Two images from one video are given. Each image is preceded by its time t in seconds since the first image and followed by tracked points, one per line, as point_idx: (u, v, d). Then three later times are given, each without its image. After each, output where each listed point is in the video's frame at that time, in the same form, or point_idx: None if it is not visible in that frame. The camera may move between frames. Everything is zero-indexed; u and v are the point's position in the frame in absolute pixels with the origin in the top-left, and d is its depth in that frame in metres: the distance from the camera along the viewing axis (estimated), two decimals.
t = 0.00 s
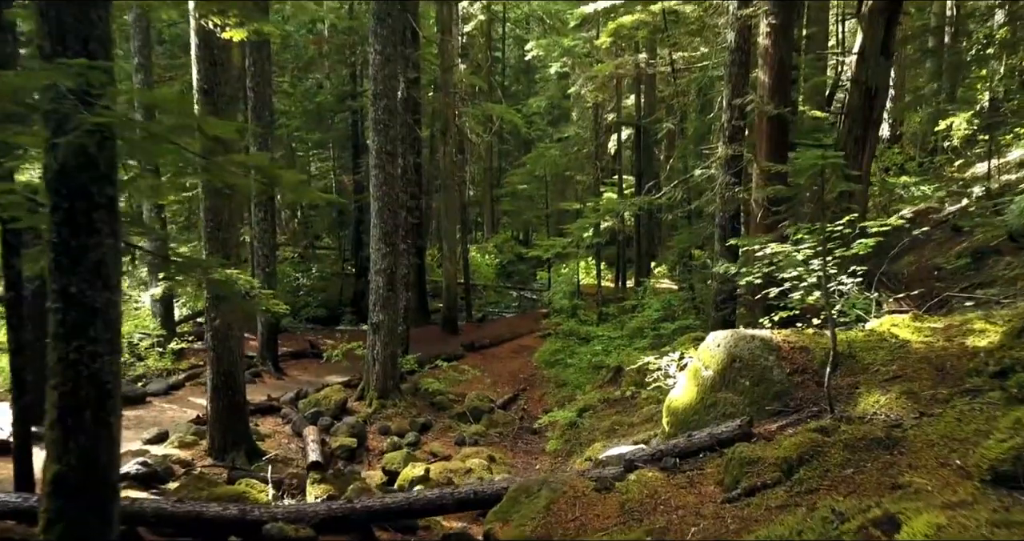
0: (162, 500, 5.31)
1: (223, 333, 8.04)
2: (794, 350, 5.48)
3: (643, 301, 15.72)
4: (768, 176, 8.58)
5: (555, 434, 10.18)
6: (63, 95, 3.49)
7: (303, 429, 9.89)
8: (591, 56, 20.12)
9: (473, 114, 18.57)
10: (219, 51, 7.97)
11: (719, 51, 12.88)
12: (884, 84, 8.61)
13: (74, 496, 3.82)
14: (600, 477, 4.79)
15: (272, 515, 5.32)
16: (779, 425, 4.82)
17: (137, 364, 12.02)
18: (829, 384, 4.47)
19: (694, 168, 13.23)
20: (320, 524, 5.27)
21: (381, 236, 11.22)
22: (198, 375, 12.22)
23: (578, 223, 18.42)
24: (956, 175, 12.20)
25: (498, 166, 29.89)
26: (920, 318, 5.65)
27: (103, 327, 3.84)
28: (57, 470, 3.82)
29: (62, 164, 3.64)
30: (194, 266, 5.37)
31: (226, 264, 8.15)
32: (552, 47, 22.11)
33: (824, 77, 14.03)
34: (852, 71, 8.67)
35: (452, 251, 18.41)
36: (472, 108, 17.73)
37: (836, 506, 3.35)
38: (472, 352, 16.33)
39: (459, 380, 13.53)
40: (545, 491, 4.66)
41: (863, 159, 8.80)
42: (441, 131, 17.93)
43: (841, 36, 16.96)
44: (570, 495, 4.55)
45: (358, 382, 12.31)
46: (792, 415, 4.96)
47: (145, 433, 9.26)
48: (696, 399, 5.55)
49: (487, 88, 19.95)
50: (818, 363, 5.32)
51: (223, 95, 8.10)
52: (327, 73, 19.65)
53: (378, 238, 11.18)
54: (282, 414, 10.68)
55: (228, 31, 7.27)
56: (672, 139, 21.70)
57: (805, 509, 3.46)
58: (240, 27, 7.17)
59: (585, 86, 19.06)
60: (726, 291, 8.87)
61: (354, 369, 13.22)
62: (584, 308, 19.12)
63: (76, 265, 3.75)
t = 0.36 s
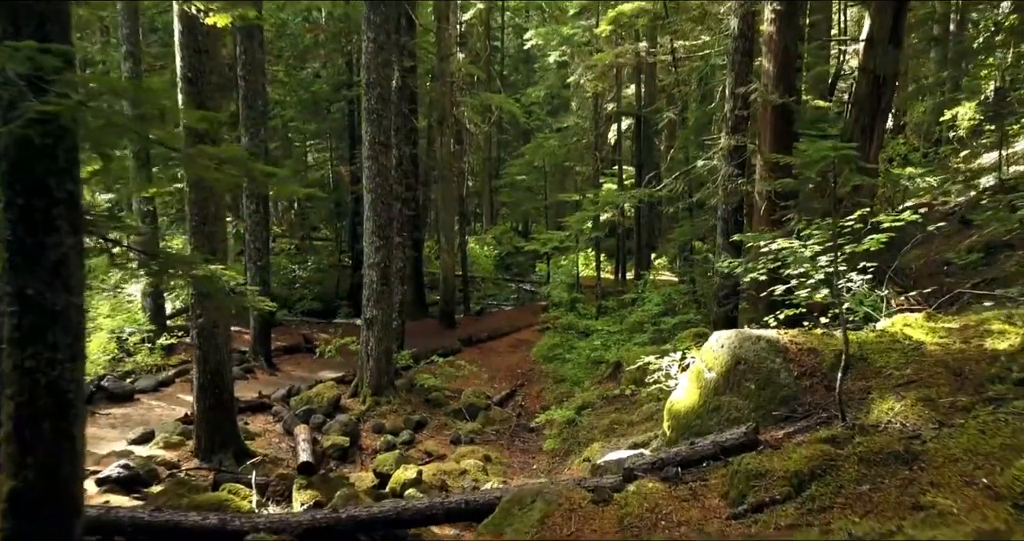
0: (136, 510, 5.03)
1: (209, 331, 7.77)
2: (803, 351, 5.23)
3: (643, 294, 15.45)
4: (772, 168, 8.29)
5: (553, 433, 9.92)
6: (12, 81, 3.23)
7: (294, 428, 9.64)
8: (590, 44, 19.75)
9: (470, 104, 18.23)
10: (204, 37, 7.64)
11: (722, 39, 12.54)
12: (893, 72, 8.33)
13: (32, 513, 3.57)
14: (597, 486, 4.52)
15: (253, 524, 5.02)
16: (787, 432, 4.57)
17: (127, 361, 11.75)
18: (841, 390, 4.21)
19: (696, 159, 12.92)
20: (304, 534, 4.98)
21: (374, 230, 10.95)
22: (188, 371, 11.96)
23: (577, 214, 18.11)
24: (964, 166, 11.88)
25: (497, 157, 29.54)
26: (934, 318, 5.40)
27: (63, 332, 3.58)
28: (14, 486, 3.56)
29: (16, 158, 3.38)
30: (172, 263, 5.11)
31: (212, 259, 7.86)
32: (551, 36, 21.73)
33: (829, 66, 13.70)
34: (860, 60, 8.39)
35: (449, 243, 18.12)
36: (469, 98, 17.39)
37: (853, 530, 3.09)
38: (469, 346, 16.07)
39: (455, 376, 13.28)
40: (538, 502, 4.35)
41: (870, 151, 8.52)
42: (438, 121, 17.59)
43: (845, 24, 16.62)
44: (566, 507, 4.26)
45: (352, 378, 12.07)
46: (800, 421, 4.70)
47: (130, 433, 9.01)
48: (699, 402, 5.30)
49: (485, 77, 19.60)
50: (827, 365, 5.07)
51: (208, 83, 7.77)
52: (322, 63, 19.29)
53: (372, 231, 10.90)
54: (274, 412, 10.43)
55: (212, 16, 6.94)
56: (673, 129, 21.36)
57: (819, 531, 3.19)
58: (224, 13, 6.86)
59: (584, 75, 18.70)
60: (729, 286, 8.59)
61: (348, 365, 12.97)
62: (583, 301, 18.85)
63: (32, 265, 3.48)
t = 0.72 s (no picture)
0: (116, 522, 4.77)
1: (197, 330, 7.54)
2: (810, 354, 5.00)
3: (643, 289, 15.22)
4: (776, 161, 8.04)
5: (551, 432, 9.69)
6: None
7: (286, 428, 9.41)
8: (590, 34, 19.42)
9: (469, 96, 17.92)
10: (188, 25, 7.34)
11: (725, 28, 12.25)
12: (901, 62, 8.09)
13: None
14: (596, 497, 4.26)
15: (235, 535, 4.66)
16: (794, 441, 4.33)
17: (117, 358, 11.56)
18: (854, 397, 3.98)
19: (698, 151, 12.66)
20: None
21: (368, 224, 10.69)
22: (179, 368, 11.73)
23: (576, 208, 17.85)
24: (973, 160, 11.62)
25: (496, 149, 29.24)
26: (946, 320, 5.18)
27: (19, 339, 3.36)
28: None
29: None
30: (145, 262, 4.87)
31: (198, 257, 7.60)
32: (551, 26, 21.38)
33: (834, 56, 13.40)
34: (869, 50, 8.14)
35: (446, 237, 17.85)
36: (467, 90, 17.09)
37: None
38: (466, 342, 15.85)
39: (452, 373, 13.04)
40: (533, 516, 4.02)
41: (878, 143, 8.27)
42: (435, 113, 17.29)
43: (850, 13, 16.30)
44: (566, 517, 3.94)
45: (346, 376, 11.84)
46: (809, 429, 4.48)
47: (117, 434, 8.79)
48: (702, 406, 5.07)
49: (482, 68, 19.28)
50: (836, 370, 4.84)
51: (193, 74, 7.47)
52: (317, 53, 18.97)
53: (366, 226, 10.65)
54: (266, 411, 10.20)
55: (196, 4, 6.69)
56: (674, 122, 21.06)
57: None
58: (207, 1, 6.57)
59: (584, 67, 18.39)
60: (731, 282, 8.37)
61: (342, 362, 12.75)
62: (582, 295, 18.61)
63: None
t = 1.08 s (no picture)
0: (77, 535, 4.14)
1: (182, 329, 7.31)
2: (820, 360, 4.76)
3: (643, 284, 14.95)
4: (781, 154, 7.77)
5: (550, 432, 9.45)
6: None
7: (278, 428, 9.18)
8: (591, 25, 19.08)
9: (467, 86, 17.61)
10: (171, 13, 7.09)
11: (728, 17, 11.95)
12: (911, 52, 7.81)
13: None
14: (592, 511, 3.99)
15: None
16: (804, 453, 4.10)
17: (106, 355, 11.41)
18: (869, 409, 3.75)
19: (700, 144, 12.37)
20: None
21: (361, 218, 10.43)
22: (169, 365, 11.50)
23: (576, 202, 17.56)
24: (983, 152, 11.31)
25: (495, 141, 28.91)
26: (963, 323, 4.95)
27: None
28: None
29: None
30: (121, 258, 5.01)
31: (183, 254, 7.37)
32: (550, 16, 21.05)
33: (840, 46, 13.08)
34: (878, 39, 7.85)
35: (444, 230, 17.58)
36: (465, 80, 16.78)
37: None
38: (464, 337, 15.60)
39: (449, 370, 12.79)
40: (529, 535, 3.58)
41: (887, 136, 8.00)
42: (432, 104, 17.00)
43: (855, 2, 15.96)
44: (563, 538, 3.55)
45: (340, 373, 11.61)
46: (819, 439, 4.25)
47: (103, 435, 8.57)
48: (705, 413, 4.82)
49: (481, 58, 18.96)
50: (848, 377, 4.61)
51: (177, 64, 7.22)
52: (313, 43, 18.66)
53: (359, 221, 10.39)
54: (257, 410, 9.98)
55: None
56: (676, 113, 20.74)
57: None
58: None
59: (584, 58, 18.07)
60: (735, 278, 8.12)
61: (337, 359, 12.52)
62: (582, 289, 18.36)
63: None
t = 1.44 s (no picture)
0: None
1: (169, 332, 7.09)
2: (831, 367, 4.53)
3: (645, 280, 14.67)
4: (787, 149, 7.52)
5: (549, 434, 9.22)
6: None
7: (270, 430, 8.96)
8: (592, 17, 18.77)
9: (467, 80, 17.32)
10: (153, 3, 6.86)
11: (732, 8, 11.67)
12: (923, 43, 7.52)
13: None
14: (588, 529, 3.75)
15: None
16: (816, 467, 3.87)
17: (96, 354, 11.41)
18: (885, 423, 3.52)
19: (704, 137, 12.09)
20: None
21: (356, 214, 10.18)
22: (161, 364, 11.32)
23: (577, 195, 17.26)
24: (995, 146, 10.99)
25: (496, 134, 28.64)
26: (982, 327, 4.72)
27: None
28: None
29: None
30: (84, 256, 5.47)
31: (169, 252, 7.16)
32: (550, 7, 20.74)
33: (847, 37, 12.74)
34: (889, 29, 7.56)
35: (443, 225, 17.31)
36: (464, 73, 16.48)
37: None
38: (463, 334, 15.37)
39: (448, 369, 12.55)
40: None
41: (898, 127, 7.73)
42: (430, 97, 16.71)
43: None
44: None
45: (335, 372, 11.40)
46: (831, 451, 4.02)
47: (90, 438, 8.40)
48: (709, 422, 4.59)
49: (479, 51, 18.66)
50: (861, 385, 4.38)
51: (160, 56, 7.01)
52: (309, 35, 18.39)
53: (353, 216, 10.15)
54: (250, 411, 9.78)
55: None
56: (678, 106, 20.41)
57: None
58: None
59: (584, 50, 17.77)
60: (738, 276, 7.90)
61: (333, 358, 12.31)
62: (583, 285, 18.10)
63: None
